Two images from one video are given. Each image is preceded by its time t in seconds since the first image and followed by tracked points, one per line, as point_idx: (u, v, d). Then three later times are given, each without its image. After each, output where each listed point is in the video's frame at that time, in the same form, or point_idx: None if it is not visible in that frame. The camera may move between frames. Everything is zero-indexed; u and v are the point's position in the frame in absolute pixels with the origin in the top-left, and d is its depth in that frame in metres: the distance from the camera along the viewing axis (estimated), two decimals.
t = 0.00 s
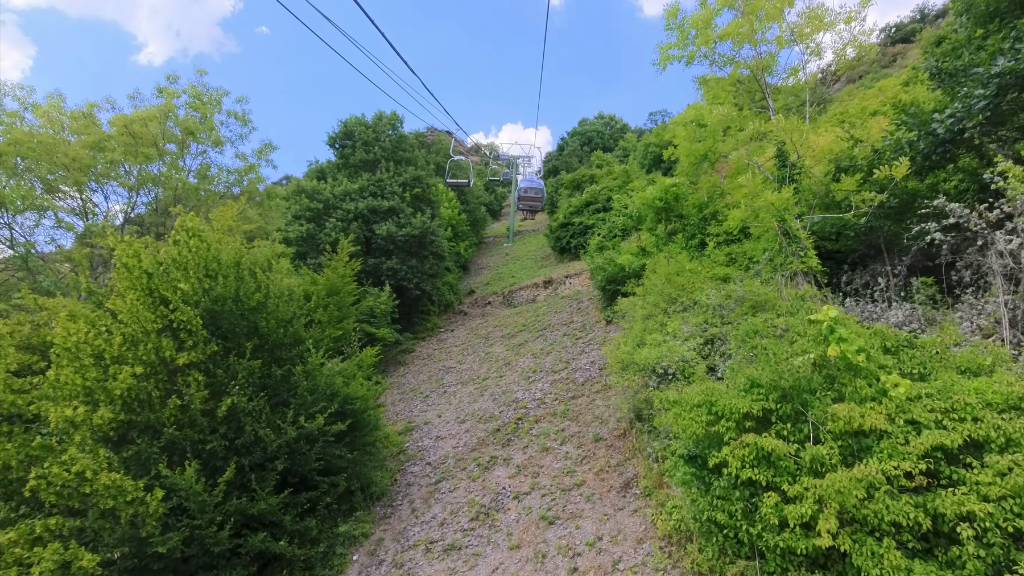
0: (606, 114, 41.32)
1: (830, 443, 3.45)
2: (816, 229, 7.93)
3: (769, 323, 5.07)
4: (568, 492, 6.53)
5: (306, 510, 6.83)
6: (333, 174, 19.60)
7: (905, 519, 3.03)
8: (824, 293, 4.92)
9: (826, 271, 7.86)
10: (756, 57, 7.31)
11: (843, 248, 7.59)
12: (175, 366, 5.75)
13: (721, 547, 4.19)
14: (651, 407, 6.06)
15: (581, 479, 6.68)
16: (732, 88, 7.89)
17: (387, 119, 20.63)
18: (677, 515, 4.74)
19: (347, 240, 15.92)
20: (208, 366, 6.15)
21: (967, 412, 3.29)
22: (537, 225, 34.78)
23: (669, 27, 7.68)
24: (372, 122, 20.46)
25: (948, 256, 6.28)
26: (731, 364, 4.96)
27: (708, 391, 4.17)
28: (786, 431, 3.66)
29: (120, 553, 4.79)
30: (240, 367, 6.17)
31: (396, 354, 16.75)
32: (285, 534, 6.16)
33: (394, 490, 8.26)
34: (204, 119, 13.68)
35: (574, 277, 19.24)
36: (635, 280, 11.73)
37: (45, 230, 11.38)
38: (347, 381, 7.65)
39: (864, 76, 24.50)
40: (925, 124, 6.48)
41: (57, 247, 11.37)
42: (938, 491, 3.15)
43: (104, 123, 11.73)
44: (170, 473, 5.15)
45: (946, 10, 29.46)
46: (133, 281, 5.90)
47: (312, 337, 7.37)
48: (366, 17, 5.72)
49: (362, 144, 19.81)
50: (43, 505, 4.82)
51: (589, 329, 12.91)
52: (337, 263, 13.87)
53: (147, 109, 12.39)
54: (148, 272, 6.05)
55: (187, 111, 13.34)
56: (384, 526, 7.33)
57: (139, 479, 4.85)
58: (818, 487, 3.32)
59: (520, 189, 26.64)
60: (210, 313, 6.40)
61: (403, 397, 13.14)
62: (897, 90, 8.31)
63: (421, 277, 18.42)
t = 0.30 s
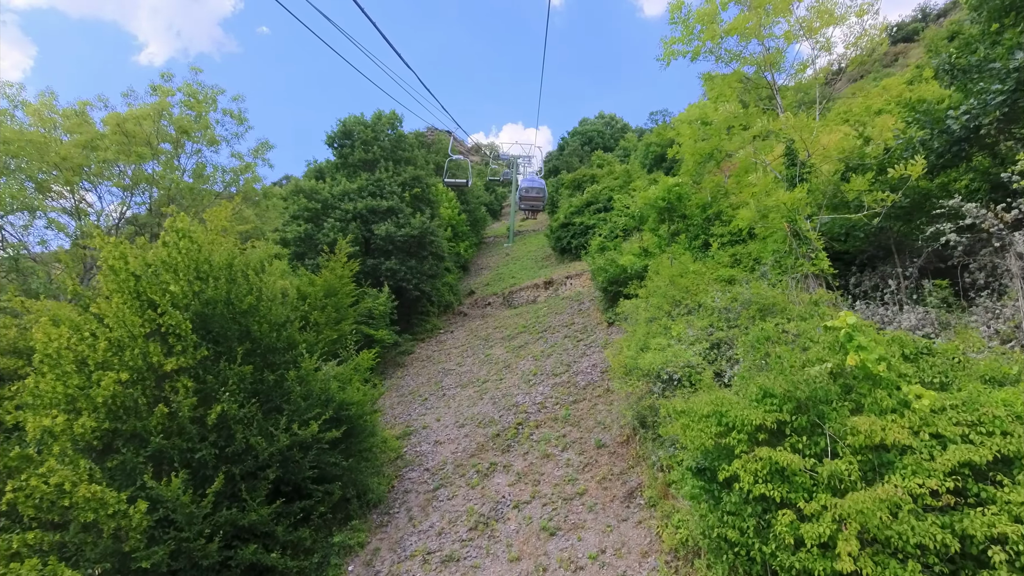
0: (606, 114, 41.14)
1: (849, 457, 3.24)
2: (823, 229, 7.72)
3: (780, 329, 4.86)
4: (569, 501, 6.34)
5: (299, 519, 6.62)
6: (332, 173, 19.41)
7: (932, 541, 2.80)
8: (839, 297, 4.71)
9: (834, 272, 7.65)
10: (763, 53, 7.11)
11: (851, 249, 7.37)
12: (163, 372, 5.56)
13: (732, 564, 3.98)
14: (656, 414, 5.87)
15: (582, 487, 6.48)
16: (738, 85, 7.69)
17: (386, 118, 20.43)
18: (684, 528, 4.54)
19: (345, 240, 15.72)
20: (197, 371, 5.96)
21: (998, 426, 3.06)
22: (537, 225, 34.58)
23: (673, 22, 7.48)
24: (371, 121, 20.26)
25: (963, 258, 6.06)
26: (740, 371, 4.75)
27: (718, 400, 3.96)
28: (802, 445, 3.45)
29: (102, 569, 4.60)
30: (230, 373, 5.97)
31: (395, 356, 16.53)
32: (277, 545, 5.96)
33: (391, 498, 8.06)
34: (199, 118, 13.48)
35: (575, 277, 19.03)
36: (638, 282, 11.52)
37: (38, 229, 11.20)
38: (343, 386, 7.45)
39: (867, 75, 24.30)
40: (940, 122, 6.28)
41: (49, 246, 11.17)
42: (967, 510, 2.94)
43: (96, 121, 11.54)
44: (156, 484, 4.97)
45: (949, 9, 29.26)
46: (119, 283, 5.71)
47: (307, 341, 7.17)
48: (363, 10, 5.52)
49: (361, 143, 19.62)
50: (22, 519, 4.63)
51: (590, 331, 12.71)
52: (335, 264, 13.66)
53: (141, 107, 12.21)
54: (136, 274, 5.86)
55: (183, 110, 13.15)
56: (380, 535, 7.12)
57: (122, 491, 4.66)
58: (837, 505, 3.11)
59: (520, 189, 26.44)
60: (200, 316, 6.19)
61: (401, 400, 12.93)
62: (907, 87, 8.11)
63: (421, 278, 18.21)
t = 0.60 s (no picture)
0: (607, 114, 40.94)
1: (871, 475, 3.03)
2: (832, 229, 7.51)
3: (792, 335, 4.65)
4: (571, 511, 6.13)
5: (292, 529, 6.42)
6: (331, 173, 19.21)
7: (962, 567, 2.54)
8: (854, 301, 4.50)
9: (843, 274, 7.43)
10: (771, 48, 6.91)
11: (860, 249, 7.16)
12: (151, 378, 5.38)
13: None
14: (663, 421, 5.67)
15: (585, 497, 6.27)
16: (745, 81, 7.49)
17: (386, 117, 20.23)
18: (691, 543, 4.34)
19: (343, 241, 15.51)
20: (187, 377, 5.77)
21: None
22: (537, 225, 34.38)
23: (678, 16, 7.28)
24: (370, 120, 20.07)
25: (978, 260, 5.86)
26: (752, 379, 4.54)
27: (730, 411, 3.77)
28: (820, 459, 3.25)
29: None
30: (221, 379, 5.78)
31: (394, 358, 16.33)
32: (269, 557, 5.76)
33: (389, 505, 7.86)
34: (195, 117, 13.28)
35: (577, 278, 18.82)
36: (640, 283, 11.32)
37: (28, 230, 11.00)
38: (338, 391, 7.25)
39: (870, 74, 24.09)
40: (955, 120, 5.98)
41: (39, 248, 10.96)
42: (1000, 532, 2.69)
43: (89, 120, 11.35)
44: (141, 495, 4.78)
45: (952, 7, 29.05)
46: (105, 286, 5.52)
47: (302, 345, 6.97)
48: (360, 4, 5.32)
49: (360, 143, 19.42)
50: None
51: (591, 333, 12.52)
52: (333, 265, 13.46)
53: (135, 106, 12.02)
54: (123, 277, 5.67)
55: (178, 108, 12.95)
56: (377, 545, 6.93)
57: (103, 504, 4.46)
58: (859, 525, 2.89)
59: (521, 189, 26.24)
60: (190, 320, 6.00)
61: (400, 404, 12.74)
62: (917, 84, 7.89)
63: (420, 279, 18.01)
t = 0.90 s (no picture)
0: (608, 113, 40.74)
1: (895, 494, 2.82)
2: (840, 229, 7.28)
3: (805, 343, 4.44)
4: (574, 522, 5.93)
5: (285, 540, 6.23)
6: (329, 173, 19.01)
7: None
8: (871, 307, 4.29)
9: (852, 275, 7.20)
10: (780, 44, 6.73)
11: (870, 250, 6.93)
12: (137, 385, 5.18)
13: None
14: (669, 429, 5.47)
15: (588, 506, 6.07)
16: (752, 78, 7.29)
17: (385, 116, 20.03)
18: (701, 560, 4.15)
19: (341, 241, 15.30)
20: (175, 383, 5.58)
21: None
22: (538, 225, 34.18)
23: (683, 11, 7.07)
24: (369, 119, 19.87)
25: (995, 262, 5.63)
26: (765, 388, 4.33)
27: (742, 422, 3.57)
28: (840, 477, 3.04)
29: None
30: (211, 386, 5.58)
31: (393, 360, 16.12)
32: (261, 570, 5.56)
33: (386, 513, 7.66)
34: (190, 116, 13.09)
35: (578, 279, 18.62)
36: (643, 285, 11.12)
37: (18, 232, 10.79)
38: (333, 397, 7.04)
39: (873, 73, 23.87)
40: (970, 117, 5.66)
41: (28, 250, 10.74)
42: None
43: (81, 119, 11.13)
44: (125, 509, 4.59)
45: (953, 7, 28.87)
46: (90, 290, 5.35)
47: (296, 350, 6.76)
48: None
49: (358, 143, 19.22)
50: None
51: (593, 335, 12.32)
52: (331, 266, 13.27)
53: (129, 105, 11.82)
54: (108, 280, 5.49)
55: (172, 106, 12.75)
56: (373, 555, 6.73)
57: (84, 519, 4.27)
58: (884, 550, 2.68)
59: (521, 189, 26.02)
60: (179, 325, 5.80)
61: (398, 407, 12.54)
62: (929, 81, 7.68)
63: (420, 280, 17.82)
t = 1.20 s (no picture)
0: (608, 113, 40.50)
1: (923, 516, 2.62)
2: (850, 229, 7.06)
3: (820, 349, 4.23)
4: (575, 533, 5.74)
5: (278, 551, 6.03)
6: (328, 173, 18.82)
7: None
8: (891, 312, 4.08)
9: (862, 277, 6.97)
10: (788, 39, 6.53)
11: (879, 252, 6.69)
12: (122, 392, 5.00)
13: None
14: (676, 438, 5.28)
15: (590, 517, 5.87)
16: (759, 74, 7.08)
17: (384, 116, 19.84)
18: None
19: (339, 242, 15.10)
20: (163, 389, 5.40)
21: None
22: (539, 225, 33.95)
23: (688, 6, 6.88)
24: (368, 119, 19.68)
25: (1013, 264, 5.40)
26: (779, 397, 4.14)
27: (756, 436, 3.38)
28: (862, 497, 2.84)
29: None
30: (200, 392, 5.39)
31: (392, 362, 15.92)
32: None
33: (382, 521, 7.46)
34: (185, 115, 12.90)
35: (579, 279, 18.41)
36: (646, 287, 10.91)
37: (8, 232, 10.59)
38: (329, 402, 6.84)
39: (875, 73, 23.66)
40: (987, 113, 5.36)
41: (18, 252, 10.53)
42: None
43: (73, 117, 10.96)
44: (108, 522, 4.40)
45: (955, 6, 28.67)
46: (72, 294, 5.24)
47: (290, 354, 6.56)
48: None
49: (357, 142, 19.03)
50: None
51: (594, 337, 12.12)
52: (328, 267, 13.07)
53: (122, 104, 11.64)
54: (91, 284, 5.39)
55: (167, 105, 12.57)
56: (369, 566, 6.53)
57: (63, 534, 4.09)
58: None
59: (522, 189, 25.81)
60: (167, 329, 5.62)
61: (397, 410, 12.33)
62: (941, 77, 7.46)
63: (419, 281, 17.61)
